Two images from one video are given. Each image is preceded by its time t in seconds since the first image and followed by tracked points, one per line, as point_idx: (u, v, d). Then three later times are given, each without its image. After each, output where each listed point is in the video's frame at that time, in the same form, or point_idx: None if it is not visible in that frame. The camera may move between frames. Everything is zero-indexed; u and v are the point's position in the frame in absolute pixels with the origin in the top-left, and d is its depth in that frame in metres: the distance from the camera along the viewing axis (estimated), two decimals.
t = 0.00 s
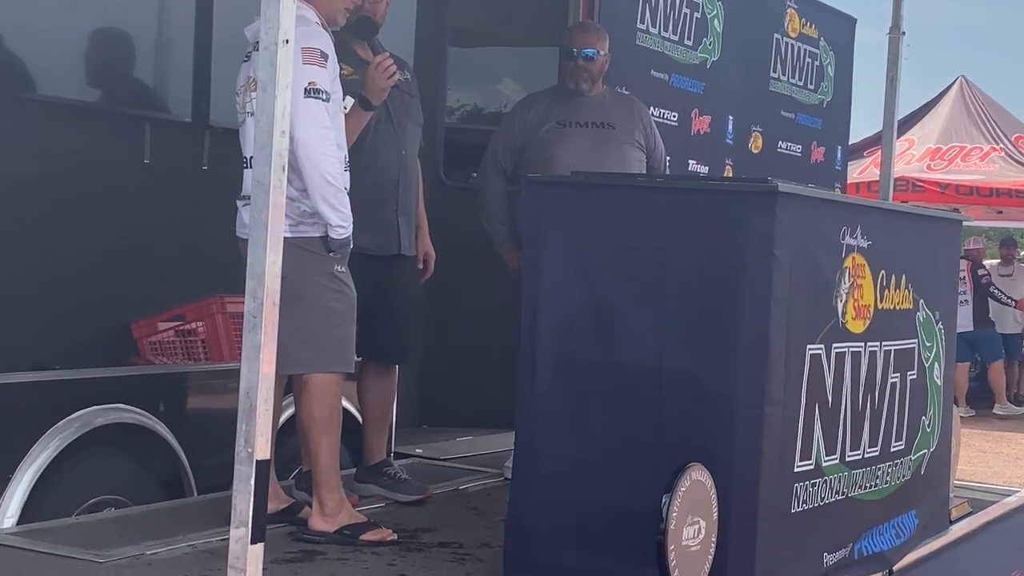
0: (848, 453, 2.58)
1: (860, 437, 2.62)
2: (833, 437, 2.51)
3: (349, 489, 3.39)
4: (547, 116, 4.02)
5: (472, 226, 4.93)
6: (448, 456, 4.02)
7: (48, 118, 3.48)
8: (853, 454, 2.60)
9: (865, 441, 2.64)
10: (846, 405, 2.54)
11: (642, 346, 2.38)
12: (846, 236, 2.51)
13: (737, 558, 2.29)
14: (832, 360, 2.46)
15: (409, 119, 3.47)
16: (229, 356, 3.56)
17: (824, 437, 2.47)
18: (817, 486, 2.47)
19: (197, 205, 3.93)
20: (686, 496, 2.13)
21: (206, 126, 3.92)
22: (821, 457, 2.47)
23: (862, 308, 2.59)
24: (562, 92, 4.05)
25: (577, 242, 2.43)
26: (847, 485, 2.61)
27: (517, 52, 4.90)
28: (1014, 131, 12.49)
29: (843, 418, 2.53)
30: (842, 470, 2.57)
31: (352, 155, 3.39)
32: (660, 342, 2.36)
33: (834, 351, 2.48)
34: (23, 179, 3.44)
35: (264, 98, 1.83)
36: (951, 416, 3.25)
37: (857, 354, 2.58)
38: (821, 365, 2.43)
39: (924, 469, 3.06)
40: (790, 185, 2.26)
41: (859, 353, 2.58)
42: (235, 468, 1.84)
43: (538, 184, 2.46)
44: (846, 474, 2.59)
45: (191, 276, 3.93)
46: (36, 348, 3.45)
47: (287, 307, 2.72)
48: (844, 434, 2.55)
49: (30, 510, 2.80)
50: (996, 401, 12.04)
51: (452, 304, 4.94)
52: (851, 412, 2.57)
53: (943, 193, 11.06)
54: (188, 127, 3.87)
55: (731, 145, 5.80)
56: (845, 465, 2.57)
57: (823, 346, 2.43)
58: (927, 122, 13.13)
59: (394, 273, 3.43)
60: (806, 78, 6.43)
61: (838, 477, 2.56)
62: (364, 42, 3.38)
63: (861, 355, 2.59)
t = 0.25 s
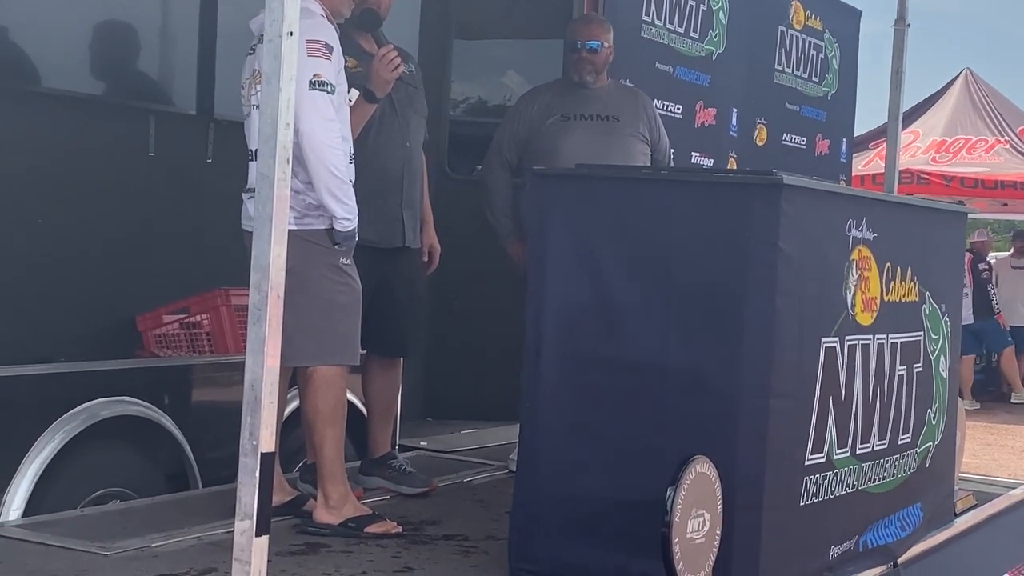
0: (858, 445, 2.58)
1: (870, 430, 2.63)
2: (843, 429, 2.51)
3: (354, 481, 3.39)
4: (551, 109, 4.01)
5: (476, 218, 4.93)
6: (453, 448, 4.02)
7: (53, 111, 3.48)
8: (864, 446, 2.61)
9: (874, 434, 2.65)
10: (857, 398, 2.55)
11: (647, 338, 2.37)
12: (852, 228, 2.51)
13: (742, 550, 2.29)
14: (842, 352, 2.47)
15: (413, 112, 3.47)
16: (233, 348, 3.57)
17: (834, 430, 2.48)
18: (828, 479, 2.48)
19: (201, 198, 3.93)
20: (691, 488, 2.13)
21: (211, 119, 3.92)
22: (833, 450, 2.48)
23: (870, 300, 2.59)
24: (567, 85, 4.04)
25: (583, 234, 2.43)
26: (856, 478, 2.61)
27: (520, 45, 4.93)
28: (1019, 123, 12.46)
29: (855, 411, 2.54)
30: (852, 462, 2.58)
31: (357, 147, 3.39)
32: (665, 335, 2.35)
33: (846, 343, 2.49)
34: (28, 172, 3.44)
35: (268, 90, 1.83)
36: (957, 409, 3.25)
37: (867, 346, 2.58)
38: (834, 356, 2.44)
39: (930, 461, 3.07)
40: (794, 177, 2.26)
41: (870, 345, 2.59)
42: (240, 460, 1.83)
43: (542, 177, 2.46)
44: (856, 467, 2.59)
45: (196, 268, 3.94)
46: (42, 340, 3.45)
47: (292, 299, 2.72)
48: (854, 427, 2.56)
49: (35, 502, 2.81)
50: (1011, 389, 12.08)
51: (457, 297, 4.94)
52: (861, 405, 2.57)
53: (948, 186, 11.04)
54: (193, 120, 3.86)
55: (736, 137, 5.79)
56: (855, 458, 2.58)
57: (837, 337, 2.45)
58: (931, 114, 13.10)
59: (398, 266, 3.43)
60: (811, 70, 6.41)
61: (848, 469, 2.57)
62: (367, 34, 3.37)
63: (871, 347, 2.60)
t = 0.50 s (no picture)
0: (861, 438, 2.58)
1: (873, 423, 2.62)
2: (845, 422, 2.51)
3: (359, 474, 3.40)
4: (555, 102, 4.01)
5: (480, 211, 4.93)
6: (457, 441, 4.02)
7: (57, 104, 3.47)
8: (867, 439, 2.60)
9: (878, 427, 2.65)
10: (860, 391, 2.54)
11: (651, 332, 2.37)
12: (856, 221, 2.50)
13: (746, 544, 2.29)
14: (846, 345, 2.47)
15: (418, 105, 3.47)
16: (237, 341, 3.55)
17: (838, 423, 2.47)
18: (830, 472, 2.48)
19: (205, 191, 3.93)
20: (695, 481, 2.13)
21: (215, 112, 3.91)
22: (835, 443, 2.48)
23: (874, 293, 2.59)
24: (571, 77, 4.04)
25: (587, 227, 2.43)
26: (860, 471, 2.61)
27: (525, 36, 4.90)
28: None
29: (859, 404, 2.54)
30: (855, 455, 2.57)
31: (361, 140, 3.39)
32: (669, 328, 2.35)
33: (850, 337, 2.49)
34: (32, 165, 3.44)
35: (272, 83, 1.82)
36: (961, 402, 3.24)
37: (870, 340, 2.57)
38: (837, 349, 2.44)
39: (934, 455, 3.06)
40: (799, 170, 2.26)
41: (872, 338, 2.58)
42: (244, 453, 1.83)
43: (546, 170, 2.46)
44: (859, 460, 2.59)
45: (200, 261, 3.94)
46: (46, 333, 3.46)
47: (296, 292, 2.72)
48: (858, 420, 2.55)
49: (40, 494, 2.81)
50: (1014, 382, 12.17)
51: (461, 290, 4.94)
52: (864, 398, 2.57)
53: (952, 179, 11.03)
54: (197, 113, 3.86)
55: (741, 130, 5.78)
56: (858, 451, 2.58)
57: (839, 331, 2.44)
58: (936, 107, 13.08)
59: (402, 259, 3.43)
60: (815, 63, 6.40)
61: (852, 462, 2.56)
62: (372, 26, 3.37)
63: (874, 340, 2.59)
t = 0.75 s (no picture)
0: (864, 431, 2.58)
1: (877, 416, 2.62)
2: (848, 415, 2.51)
3: (362, 467, 3.40)
4: (559, 94, 4.01)
5: (484, 203, 4.92)
6: (461, 434, 4.02)
7: (61, 96, 3.47)
8: (870, 432, 2.60)
9: (882, 420, 2.65)
10: (864, 384, 2.54)
11: (655, 324, 2.37)
12: (860, 214, 2.50)
13: (749, 536, 2.29)
14: (849, 338, 2.47)
15: (422, 96, 3.46)
16: (241, 334, 3.57)
17: (841, 416, 2.47)
18: (834, 465, 2.48)
19: (209, 183, 3.93)
20: (699, 474, 2.13)
21: (219, 104, 3.91)
22: (838, 436, 2.47)
23: (877, 285, 2.58)
24: (575, 70, 4.03)
25: (591, 220, 2.43)
26: (864, 464, 2.61)
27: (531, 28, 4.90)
28: None
29: (862, 397, 2.54)
30: (859, 448, 2.57)
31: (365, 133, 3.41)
32: (673, 321, 2.35)
33: (853, 329, 2.48)
34: (37, 158, 3.44)
35: (276, 75, 1.82)
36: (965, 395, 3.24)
37: (874, 332, 2.57)
38: (840, 342, 2.43)
39: (938, 448, 3.06)
40: (803, 163, 2.25)
41: (876, 331, 2.58)
42: (248, 445, 1.82)
43: (551, 162, 2.46)
44: (863, 453, 2.59)
45: (204, 254, 3.94)
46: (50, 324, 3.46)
47: (300, 284, 2.72)
48: (861, 413, 2.55)
49: (45, 486, 2.82)
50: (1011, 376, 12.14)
51: (465, 283, 4.94)
52: (867, 391, 2.56)
53: (957, 171, 11.01)
54: (201, 105, 3.86)
55: (745, 123, 5.77)
56: (862, 444, 2.58)
57: (842, 324, 2.44)
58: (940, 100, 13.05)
59: (405, 251, 3.43)
60: (820, 55, 6.38)
61: (855, 455, 2.56)
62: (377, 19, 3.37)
63: (878, 333, 2.59)
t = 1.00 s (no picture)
0: (867, 424, 2.58)
1: (879, 409, 2.62)
2: (851, 407, 2.50)
3: (366, 458, 3.40)
4: (562, 87, 4.00)
5: (487, 196, 4.92)
6: (464, 426, 4.03)
7: (64, 88, 3.47)
8: (873, 425, 2.60)
9: (885, 413, 2.65)
10: (866, 377, 2.54)
11: (659, 317, 2.37)
12: (864, 206, 2.50)
13: (752, 529, 2.29)
14: (852, 331, 2.47)
15: (425, 88, 3.47)
16: (244, 325, 3.58)
17: (844, 409, 2.47)
18: (836, 457, 2.47)
19: (212, 175, 3.93)
20: (702, 466, 2.13)
21: (222, 96, 3.91)
22: (840, 429, 2.47)
23: (880, 278, 2.58)
24: (578, 62, 4.03)
25: (595, 211, 2.43)
26: (867, 457, 2.61)
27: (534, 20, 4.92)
28: None
29: (865, 390, 2.54)
30: (861, 441, 2.57)
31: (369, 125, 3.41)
32: (676, 314, 2.35)
33: (856, 322, 2.48)
34: (40, 149, 3.44)
35: (279, 68, 1.78)
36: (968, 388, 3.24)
37: (877, 325, 2.57)
38: (843, 335, 2.43)
39: (941, 440, 3.06)
40: (807, 155, 2.25)
41: (879, 323, 2.58)
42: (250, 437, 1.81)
43: (553, 154, 2.47)
44: (865, 446, 2.59)
45: (207, 246, 3.94)
46: (54, 316, 3.47)
47: (304, 276, 2.72)
48: (864, 405, 2.55)
49: (48, 477, 2.83)
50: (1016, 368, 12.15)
51: (468, 275, 4.94)
52: (869, 383, 2.56)
53: (960, 164, 10.99)
54: (204, 97, 3.86)
55: (748, 115, 5.77)
56: (864, 436, 2.58)
57: (846, 317, 2.44)
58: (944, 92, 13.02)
59: (408, 243, 3.43)
60: (824, 48, 6.37)
61: (857, 448, 2.56)
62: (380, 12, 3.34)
63: (881, 326, 2.59)
